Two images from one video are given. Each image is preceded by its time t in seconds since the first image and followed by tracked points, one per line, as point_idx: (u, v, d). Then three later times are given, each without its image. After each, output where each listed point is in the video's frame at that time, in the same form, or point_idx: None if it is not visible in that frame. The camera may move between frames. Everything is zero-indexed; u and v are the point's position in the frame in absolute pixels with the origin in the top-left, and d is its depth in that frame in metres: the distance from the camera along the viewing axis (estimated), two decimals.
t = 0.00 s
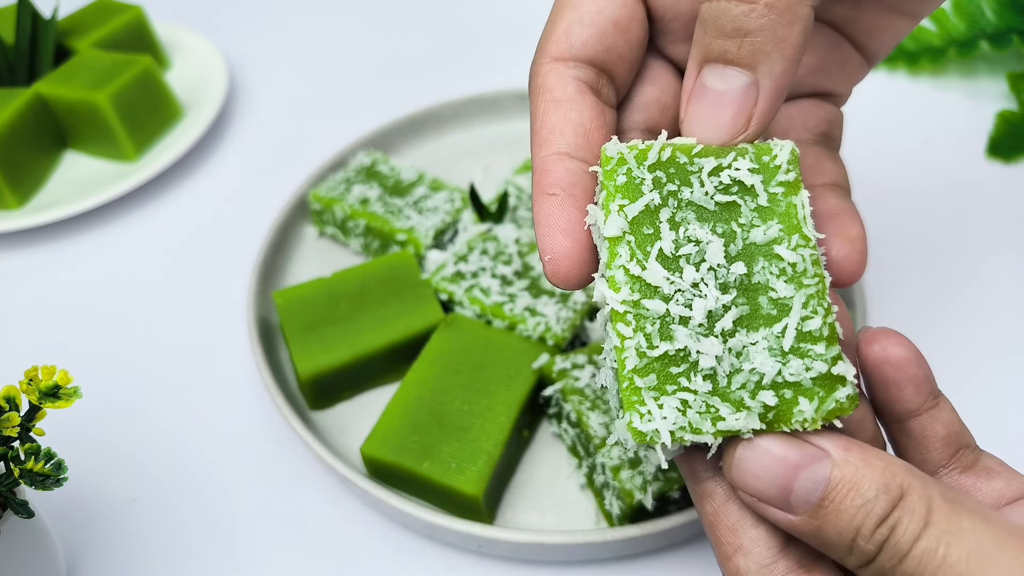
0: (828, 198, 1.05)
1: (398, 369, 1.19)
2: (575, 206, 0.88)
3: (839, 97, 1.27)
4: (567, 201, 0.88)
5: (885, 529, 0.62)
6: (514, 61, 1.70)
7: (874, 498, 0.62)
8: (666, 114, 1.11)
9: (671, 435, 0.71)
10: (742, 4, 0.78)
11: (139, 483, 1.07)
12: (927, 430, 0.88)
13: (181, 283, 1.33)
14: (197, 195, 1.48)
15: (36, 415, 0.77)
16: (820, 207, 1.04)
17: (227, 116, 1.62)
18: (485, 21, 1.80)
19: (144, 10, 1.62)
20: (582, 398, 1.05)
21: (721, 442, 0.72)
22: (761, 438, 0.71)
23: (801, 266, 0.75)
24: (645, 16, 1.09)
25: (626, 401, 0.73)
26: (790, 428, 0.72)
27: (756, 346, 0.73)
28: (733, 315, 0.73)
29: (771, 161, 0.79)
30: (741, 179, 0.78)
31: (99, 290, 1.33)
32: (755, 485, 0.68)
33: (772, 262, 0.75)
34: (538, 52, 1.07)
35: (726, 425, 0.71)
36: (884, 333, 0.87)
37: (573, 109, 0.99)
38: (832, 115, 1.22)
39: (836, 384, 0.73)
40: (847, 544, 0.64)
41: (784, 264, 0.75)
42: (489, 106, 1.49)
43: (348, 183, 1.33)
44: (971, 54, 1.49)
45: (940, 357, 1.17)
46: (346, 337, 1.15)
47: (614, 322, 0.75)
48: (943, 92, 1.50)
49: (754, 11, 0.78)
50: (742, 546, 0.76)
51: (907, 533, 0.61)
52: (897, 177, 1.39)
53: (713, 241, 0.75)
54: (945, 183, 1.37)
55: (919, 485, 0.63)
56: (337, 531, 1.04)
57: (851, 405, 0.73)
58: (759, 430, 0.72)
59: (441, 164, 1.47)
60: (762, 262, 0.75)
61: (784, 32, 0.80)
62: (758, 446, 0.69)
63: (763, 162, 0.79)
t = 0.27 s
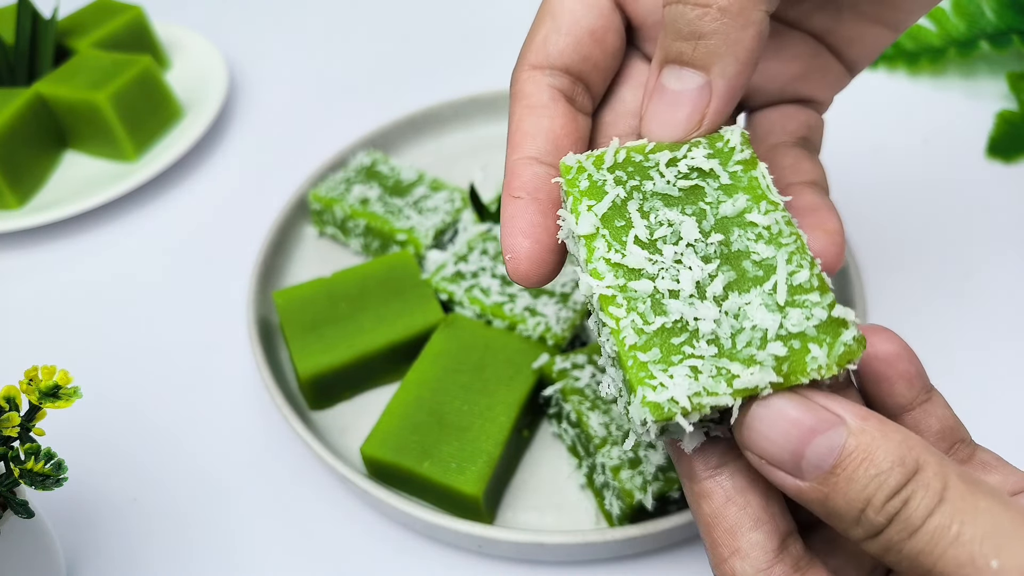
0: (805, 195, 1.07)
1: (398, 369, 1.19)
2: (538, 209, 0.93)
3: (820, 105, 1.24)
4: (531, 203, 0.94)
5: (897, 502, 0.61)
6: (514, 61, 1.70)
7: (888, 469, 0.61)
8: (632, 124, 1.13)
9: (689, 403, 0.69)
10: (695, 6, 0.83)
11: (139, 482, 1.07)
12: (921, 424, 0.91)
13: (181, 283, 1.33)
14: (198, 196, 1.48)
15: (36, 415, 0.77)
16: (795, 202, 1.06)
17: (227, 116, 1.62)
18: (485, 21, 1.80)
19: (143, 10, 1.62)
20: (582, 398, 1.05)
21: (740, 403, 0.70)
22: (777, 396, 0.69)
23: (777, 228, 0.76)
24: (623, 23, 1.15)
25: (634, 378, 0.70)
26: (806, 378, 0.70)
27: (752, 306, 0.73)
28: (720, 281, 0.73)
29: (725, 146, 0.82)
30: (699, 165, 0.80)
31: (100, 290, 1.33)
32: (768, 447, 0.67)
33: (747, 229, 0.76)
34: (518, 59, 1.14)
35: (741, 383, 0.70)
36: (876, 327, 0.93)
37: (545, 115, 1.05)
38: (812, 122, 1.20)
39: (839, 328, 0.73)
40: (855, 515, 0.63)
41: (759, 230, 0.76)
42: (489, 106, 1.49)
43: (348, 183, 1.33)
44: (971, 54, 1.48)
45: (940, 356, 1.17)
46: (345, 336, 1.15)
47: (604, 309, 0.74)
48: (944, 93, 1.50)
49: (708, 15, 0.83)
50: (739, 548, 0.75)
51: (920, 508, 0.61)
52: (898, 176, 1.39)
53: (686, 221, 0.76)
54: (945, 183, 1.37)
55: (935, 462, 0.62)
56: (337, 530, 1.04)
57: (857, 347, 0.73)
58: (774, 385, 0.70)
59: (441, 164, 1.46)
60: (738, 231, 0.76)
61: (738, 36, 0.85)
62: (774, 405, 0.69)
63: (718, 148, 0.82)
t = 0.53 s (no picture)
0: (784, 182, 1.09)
1: (397, 370, 1.18)
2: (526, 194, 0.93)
3: (798, 115, 1.25)
4: (518, 189, 0.94)
5: (905, 457, 0.60)
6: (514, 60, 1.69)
7: (899, 423, 0.60)
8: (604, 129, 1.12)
9: (711, 330, 0.66)
10: (653, 9, 0.90)
11: (139, 482, 1.07)
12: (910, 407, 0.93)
13: (181, 283, 1.32)
14: (198, 196, 1.47)
15: (34, 415, 0.76)
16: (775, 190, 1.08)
17: (227, 116, 1.61)
18: (485, 21, 1.79)
19: (142, 9, 1.62)
20: (583, 399, 1.05)
21: (760, 327, 0.67)
22: (795, 324, 0.68)
23: (748, 177, 0.79)
24: (604, 27, 1.15)
25: (648, 318, 0.67)
26: (818, 302, 0.68)
27: (745, 241, 0.73)
28: (707, 223, 0.74)
29: (682, 129, 0.86)
30: (660, 143, 0.83)
31: (99, 290, 1.32)
32: (775, 389, 0.66)
33: (721, 183, 0.79)
34: (503, 64, 1.15)
35: (757, 308, 0.67)
36: (867, 311, 0.97)
37: (528, 112, 1.06)
38: (789, 129, 1.21)
39: (835, 254, 0.72)
40: (857, 466, 0.63)
41: (732, 181, 0.79)
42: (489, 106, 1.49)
43: (347, 182, 1.32)
44: (973, 54, 1.46)
45: (942, 354, 1.16)
46: (345, 336, 1.15)
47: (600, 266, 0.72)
48: (945, 92, 1.50)
49: (664, 17, 0.90)
50: (735, 529, 0.73)
51: (927, 465, 0.60)
52: (900, 175, 1.38)
53: (661, 183, 0.78)
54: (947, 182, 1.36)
55: (946, 422, 0.62)
56: (337, 529, 1.04)
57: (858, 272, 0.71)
58: (789, 309, 0.68)
59: (441, 164, 1.46)
60: (713, 185, 0.79)
61: (692, 39, 0.92)
62: (780, 343, 0.66)
63: (677, 131, 0.86)
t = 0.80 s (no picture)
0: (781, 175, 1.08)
1: (397, 369, 1.18)
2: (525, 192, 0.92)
3: (795, 115, 1.23)
4: (517, 187, 0.93)
5: (905, 457, 0.61)
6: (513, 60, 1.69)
7: (899, 422, 0.61)
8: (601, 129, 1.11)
9: (719, 327, 0.65)
10: (653, 12, 0.90)
11: (138, 483, 1.07)
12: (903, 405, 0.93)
13: (181, 283, 1.32)
14: (198, 195, 1.47)
15: (34, 415, 0.76)
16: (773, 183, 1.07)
17: (227, 116, 1.61)
18: (484, 21, 1.79)
19: (142, 9, 1.62)
20: (583, 399, 1.04)
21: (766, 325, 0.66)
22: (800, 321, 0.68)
23: (750, 175, 0.79)
24: (600, 27, 1.16)
25: (656, 312, 0.67)
26: (822, 301, 0.68)
27: (751, 237, 0.73)
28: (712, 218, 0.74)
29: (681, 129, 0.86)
30: (662, 142, 0.83)
31: (98, 290, 1.32)
32: (776, 387, 0.66)
33: (723, 180, 0.79)
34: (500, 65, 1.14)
35: (763, 305, 0.67)
36: (862, 311, 0.97)
37: (525, 111, 1.05)
38: (784, 129, 1.19)
39: (838, 254, 0.72)
40: (857, 465, 0.63)
41: (734, 178, 0.79)
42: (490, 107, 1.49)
43: (347, 182, 1.32)
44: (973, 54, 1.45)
45: (942, 354, 1.16)
46: (346, 336, 1.15)
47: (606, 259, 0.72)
48: (945, 93, 1.50)
49: (664, 21, 0.90)
50: (735, 522, 0.73)
51: (926, 465, 0.61)
52: (900, 175, 1.38)
53: (664, 178, 0.78)
54: (947, 181, 1.36)
55: (945, 421, 0.62)
56: (337, 530, 1.03)
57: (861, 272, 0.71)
58: (795, 307, 0.68)
59: (441, 164, 1.46)
60: (716, 182, 0.78)
61: (692, 41, 0.92)
62: (779, 343, 0.66)
63: (680, 133, 0.86)
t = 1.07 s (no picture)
0: (803, 159, 1.05)
1: (397, 369, 1.18)
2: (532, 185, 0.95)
3: (817, 90, 1.23)
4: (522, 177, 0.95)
5: (872, 478, 0.60)
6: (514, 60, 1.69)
7: (863, 443, 0.60)
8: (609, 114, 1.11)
9: (639, 358, 0.67)
10: None
11: (138, 483, 1.07)
12: (912, 406, 0.95)
13: (181, 283, 1.32)
14: (199, 195, 1.47)
15: (34, 415, 0.76)
16: (793, 167, 1.04)
17: (227, 116, 1.61)
18: (485, 20, 1.79)
19: (142, 9, 1.62)
20: (583, 399, 1.04)
21: (699, 356, 0.66)
22: (745, 350, 0.67)
23: (737, 169, 0.76)
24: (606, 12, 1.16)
25: (585, 337, 0.69)
26: (774, 331, 0.67)
27: (712, 251, 0.71)
28: (677, 229, 0.72)
29: (687, 109, 0.81)
30: (659, 126, 0.80)
31: (98, 290, 1.32)
32: (733, 414, 0.65)
33: (707, 175, 0.76)
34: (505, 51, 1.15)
35: (698, 335, 0.67)
36: (872, 300, 0.95)
37: (530, 98, 1.05)
38: (808, 102, 1.19)
39: (810, 271, 0.70)
40: (823, 489, 0.62)
41: (719, 173, 0.76)
42: (490, 107, 1.49)
43: (347, 182, 1.32)
44: (973, 54, 1.48)
45: (941, 354, 1.16)
46: (345, 336, 1.15)
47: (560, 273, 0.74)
48: (944, 93, 1.49)
49: None
50: (721, 527, 0.75)
51: (895, 486, 0.60)
52: (900, 175, 1.38)
53: (644, 177, 0.76)
54: (947, 181, 1.36)
55: (911, 438, 0.62)
56: (336, 530, 1.03)
57: (832, 292, 0.69)
58: (739, 336, 0.67)
59: (441, 164, 1.46)
60: (697, 179, 0.76)
61: (700, 17, 0.92)
62: (738, 366, 0.65)
63: (681, 112, 0.81)
